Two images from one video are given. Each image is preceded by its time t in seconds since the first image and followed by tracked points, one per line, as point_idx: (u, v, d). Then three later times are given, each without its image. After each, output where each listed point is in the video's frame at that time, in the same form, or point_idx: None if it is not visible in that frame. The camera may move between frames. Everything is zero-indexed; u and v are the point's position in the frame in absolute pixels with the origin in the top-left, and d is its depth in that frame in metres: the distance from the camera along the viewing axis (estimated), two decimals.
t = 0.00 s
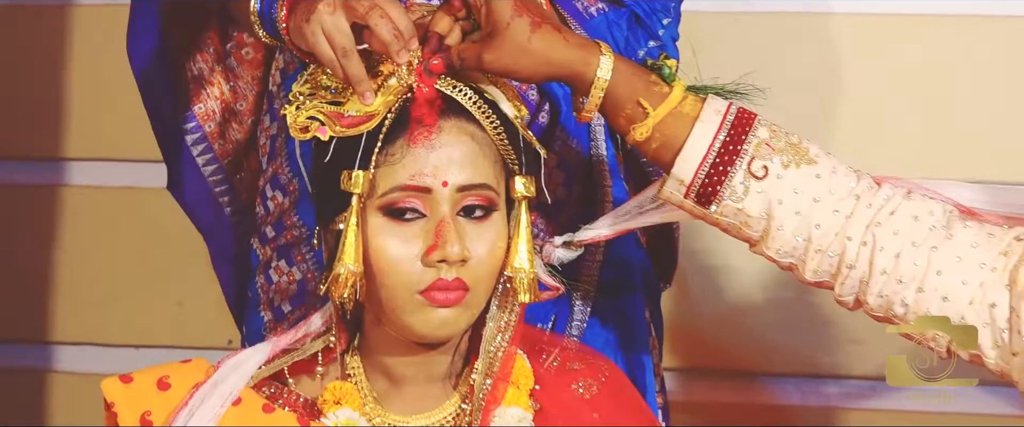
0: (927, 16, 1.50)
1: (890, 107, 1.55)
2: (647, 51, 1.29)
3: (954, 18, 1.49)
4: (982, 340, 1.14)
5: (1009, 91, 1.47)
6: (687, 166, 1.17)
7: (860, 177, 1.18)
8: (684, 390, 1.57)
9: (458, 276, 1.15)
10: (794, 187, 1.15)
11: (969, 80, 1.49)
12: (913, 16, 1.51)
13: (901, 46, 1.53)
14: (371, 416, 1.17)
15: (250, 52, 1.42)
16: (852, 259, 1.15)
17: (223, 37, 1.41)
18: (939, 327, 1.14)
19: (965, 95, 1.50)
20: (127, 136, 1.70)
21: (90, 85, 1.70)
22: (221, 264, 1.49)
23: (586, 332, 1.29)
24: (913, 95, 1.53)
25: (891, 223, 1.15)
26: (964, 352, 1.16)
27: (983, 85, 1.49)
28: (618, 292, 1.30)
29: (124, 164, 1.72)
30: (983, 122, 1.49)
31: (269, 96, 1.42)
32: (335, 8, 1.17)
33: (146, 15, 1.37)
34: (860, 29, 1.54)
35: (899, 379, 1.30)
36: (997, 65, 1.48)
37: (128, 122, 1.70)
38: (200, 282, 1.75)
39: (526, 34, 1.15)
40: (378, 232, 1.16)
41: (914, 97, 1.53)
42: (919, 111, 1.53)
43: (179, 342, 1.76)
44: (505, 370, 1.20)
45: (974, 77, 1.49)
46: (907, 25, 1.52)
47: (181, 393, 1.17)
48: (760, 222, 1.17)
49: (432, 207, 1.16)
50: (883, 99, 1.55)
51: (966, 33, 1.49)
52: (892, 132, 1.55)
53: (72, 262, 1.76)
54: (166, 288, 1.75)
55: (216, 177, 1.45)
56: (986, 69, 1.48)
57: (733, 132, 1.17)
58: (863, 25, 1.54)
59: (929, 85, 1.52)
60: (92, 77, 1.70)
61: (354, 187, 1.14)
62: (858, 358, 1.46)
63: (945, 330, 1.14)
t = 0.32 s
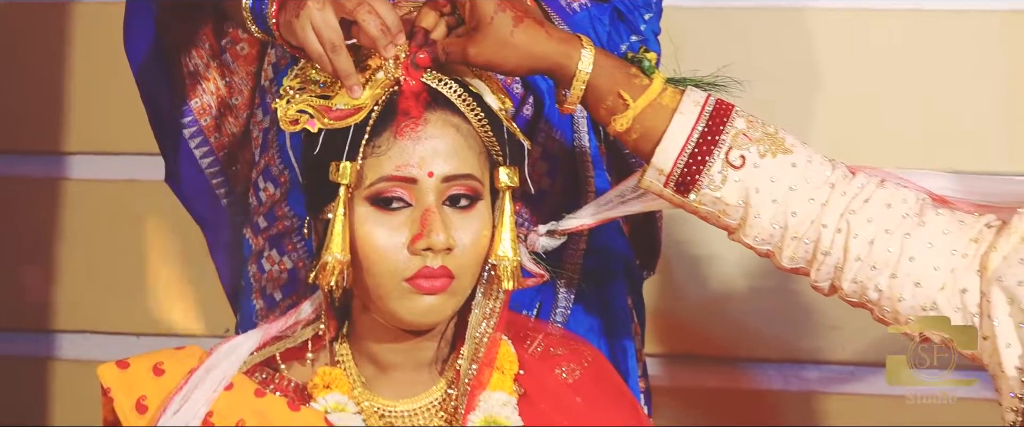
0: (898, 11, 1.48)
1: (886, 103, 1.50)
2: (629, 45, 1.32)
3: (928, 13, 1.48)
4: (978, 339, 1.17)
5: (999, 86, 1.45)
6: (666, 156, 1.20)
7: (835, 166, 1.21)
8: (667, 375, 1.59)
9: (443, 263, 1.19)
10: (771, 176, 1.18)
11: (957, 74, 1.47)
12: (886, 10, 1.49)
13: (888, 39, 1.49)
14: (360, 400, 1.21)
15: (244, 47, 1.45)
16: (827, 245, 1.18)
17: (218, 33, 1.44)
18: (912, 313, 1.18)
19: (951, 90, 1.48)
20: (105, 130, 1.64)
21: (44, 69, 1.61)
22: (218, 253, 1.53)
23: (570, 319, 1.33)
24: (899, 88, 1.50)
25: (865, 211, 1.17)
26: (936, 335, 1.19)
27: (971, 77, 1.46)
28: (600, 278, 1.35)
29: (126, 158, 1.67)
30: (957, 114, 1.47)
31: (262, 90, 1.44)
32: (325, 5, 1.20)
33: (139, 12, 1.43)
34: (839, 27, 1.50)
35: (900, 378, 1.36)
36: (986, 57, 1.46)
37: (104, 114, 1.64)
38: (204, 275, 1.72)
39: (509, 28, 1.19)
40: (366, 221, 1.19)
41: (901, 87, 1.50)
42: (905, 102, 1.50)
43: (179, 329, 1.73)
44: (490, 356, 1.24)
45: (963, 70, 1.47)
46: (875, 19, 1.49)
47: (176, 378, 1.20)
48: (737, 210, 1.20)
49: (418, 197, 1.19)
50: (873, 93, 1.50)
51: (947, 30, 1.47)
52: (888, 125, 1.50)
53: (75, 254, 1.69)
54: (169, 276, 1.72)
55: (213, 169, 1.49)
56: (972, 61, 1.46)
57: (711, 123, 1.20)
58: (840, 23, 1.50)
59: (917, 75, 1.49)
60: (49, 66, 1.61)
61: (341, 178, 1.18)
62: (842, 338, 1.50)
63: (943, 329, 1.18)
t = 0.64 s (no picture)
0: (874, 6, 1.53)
1: (862, 91, 1.56)
2: (608, 37, 1.37)
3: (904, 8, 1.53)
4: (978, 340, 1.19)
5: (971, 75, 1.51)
6: (642, 145, 1.23)
7: (806, 154, 1.25)
8: (647, 359, 1.62)
9: (425, 249, 1.22)
10: (744, 164, 1.22)
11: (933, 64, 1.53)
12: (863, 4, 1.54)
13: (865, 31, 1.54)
14: (346, 383, 1.25)
15: (235, 40, 1.50)
16: (799, 231, 1.21)
17: (209, 26, 1.49)
18: (881, 296, 1.21)
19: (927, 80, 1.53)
20: (102, 122, 1.69)
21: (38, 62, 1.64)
22: (210, 241, 1.57)
23: (551, 303, 1.37)
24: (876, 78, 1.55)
25: (836, 197, 1.21)
26: (904, 318, 1.22)
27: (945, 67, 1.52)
28: (580, 264, 1.40)
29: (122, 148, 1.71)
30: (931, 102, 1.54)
31: (251, 82, 1.48)
32: None
33: (135, 8, 1.49)
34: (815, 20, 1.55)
35: (899, 378, 1.40)
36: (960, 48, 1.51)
37: (101, 106, 1.68)
38: (198, 261, 1.76)
39: (489, 21, 1.22)
40: (351, 208, 1.22)
41: (885, 77, 1.55)
42: (885, 90, 1.55)
43: (175, 316, 1.78)
44: (472, 339, 1.28)
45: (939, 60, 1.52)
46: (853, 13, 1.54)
47: (167, 362, 1.24)
48: (712, 197, 1.24)
49: (401, 185, 1.22)
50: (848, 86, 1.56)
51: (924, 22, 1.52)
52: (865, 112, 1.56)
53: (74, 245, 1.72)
54: (165, 263, 1.76)
55: (204, 159, 1.52)
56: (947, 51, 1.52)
57: (686, 112, 1.24)
58: (818, 16, 1.54)
59: (896, 65, 1.54)
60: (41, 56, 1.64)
61: (328, 166, 1.20)
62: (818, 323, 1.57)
63: (942, 329, 1.19)
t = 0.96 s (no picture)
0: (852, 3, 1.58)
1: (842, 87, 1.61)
2: (591, 32, 1.41)
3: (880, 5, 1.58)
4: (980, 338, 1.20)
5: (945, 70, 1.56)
6: (622, 135, 1.26)
7: (782, 144, 1.28)
8: (631, 345, 1.66)
9: (411, 238, 1.25)
10: (722, 154, 1.25)
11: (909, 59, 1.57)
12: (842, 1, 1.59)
13: (843, 27, 1.59)
14: (335, 368, 1.28)
15: (227, 35, 1.52)
16: (775, 219, 1.24)
17: (203, 21, 1.51)
18: (855, 282, 1.24)
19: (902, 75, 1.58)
20: (102, 115, 1.73)
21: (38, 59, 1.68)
22: (202, 232, 1.60)
23: (535, 290, 1.41)
24: (854, 73, 1.60)
25: (811, 186, 1.24)
26: (877, 303, 1.26)
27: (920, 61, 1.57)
28: (563, 252, 1.44)
29: (118, 140, 1.76)
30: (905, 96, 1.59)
31: (243, 75, 1.51)
32: None
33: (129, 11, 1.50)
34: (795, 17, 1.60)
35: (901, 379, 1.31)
36: (936, 41, 1.56)
37: (100, 100, 1.73)
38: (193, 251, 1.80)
39: (473, 15, 1.26)
40: (338, 198, 1.25)
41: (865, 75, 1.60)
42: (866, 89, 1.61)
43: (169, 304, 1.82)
44: (457, 325, 1.31)
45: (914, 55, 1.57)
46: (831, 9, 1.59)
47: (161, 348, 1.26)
48: (690, 186, 1.27)
49: (387, 175, 1.25)
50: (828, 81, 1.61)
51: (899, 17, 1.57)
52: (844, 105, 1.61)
53: (75, 234, 1.78)
54: (161, 252, 1.80)
55: (197, 151, 1.55)
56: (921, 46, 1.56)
57: (665, 104, 1.27)
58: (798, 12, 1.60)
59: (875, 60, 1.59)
60: (41, 52, 1.67)
61: (316, 157, 1.23)
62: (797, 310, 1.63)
63: (943, 328, 1.20)
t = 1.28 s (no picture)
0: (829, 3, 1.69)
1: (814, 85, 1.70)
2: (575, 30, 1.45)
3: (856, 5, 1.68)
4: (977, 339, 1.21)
5: (922, 64, 1.69)
6: (604, 130, 1.30)
7: (760, 139, 1.32)
8: (618, 336, 1.73)
9: (399, 231, 1.29)
10: (701, 148, 1.28)
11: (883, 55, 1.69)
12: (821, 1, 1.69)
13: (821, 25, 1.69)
14: (325, 359, 1.32)
15: (222, 35, 1.57)
16: (752, 212, 1.28)
17: (199, 21, 1.56)
18: (830, 273, 1.28)
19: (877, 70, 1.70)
20: (100, 113, 1.83)
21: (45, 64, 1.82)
22: (199, 224, 1.63)
23: (521, 282, 1.45)
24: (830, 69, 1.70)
25: (787, 180, 1.28)
26: (851, 293, 1.29)
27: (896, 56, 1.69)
28: (548, 245, 1.48)
29: (113, 138, 1.85)
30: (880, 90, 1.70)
31: (238, 74, 1.55)
32: None
33: (128, 12, 1.55)
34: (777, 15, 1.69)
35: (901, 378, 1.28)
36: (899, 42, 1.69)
37: (101, 98, 1.83)
38: (190, 245, 1.88)
39: (458, 14, 1.29)
40: (327, 192, 1.29)
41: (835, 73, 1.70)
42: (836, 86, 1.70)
43: (171, 298, 1.89)
44: (443, 317, 1.35)
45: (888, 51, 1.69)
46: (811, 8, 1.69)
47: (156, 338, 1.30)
48: (669, 180, 1.30)
49: (375, 170, 1.29)
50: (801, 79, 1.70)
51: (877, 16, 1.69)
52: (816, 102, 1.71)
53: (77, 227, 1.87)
54: (161, 247, 1.88)
55: (194, 147, 1.58)
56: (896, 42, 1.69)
57: (645, 100, 1.30)
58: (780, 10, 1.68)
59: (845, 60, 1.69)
60: (46, 51, 1.82)
61: (306, 153, 1.27)
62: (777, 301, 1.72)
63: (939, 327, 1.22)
